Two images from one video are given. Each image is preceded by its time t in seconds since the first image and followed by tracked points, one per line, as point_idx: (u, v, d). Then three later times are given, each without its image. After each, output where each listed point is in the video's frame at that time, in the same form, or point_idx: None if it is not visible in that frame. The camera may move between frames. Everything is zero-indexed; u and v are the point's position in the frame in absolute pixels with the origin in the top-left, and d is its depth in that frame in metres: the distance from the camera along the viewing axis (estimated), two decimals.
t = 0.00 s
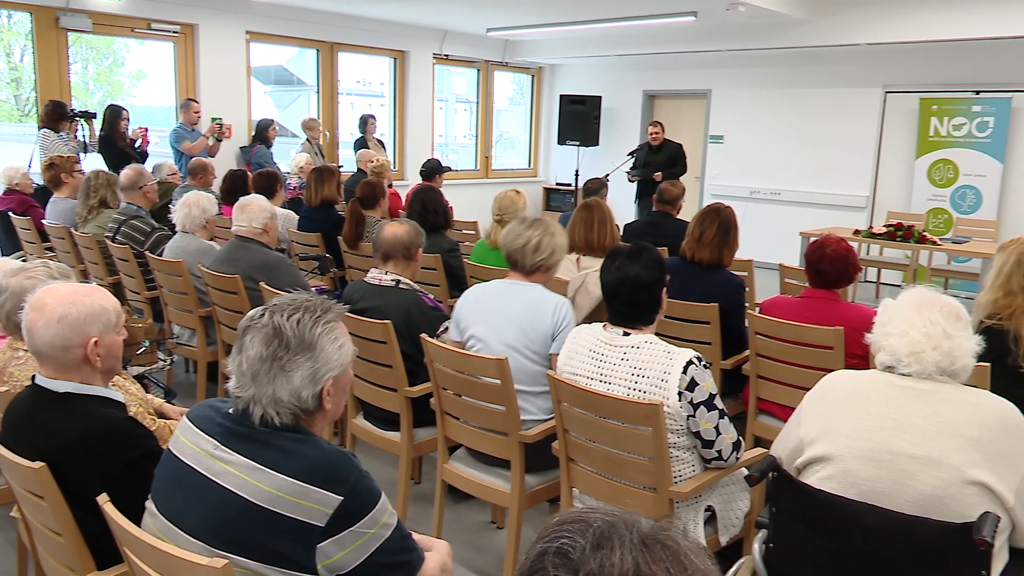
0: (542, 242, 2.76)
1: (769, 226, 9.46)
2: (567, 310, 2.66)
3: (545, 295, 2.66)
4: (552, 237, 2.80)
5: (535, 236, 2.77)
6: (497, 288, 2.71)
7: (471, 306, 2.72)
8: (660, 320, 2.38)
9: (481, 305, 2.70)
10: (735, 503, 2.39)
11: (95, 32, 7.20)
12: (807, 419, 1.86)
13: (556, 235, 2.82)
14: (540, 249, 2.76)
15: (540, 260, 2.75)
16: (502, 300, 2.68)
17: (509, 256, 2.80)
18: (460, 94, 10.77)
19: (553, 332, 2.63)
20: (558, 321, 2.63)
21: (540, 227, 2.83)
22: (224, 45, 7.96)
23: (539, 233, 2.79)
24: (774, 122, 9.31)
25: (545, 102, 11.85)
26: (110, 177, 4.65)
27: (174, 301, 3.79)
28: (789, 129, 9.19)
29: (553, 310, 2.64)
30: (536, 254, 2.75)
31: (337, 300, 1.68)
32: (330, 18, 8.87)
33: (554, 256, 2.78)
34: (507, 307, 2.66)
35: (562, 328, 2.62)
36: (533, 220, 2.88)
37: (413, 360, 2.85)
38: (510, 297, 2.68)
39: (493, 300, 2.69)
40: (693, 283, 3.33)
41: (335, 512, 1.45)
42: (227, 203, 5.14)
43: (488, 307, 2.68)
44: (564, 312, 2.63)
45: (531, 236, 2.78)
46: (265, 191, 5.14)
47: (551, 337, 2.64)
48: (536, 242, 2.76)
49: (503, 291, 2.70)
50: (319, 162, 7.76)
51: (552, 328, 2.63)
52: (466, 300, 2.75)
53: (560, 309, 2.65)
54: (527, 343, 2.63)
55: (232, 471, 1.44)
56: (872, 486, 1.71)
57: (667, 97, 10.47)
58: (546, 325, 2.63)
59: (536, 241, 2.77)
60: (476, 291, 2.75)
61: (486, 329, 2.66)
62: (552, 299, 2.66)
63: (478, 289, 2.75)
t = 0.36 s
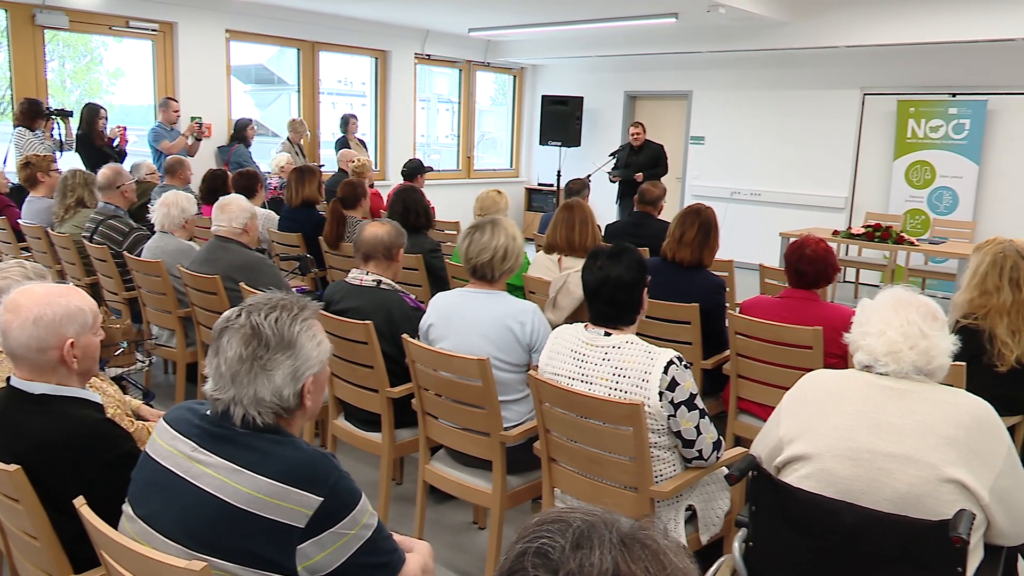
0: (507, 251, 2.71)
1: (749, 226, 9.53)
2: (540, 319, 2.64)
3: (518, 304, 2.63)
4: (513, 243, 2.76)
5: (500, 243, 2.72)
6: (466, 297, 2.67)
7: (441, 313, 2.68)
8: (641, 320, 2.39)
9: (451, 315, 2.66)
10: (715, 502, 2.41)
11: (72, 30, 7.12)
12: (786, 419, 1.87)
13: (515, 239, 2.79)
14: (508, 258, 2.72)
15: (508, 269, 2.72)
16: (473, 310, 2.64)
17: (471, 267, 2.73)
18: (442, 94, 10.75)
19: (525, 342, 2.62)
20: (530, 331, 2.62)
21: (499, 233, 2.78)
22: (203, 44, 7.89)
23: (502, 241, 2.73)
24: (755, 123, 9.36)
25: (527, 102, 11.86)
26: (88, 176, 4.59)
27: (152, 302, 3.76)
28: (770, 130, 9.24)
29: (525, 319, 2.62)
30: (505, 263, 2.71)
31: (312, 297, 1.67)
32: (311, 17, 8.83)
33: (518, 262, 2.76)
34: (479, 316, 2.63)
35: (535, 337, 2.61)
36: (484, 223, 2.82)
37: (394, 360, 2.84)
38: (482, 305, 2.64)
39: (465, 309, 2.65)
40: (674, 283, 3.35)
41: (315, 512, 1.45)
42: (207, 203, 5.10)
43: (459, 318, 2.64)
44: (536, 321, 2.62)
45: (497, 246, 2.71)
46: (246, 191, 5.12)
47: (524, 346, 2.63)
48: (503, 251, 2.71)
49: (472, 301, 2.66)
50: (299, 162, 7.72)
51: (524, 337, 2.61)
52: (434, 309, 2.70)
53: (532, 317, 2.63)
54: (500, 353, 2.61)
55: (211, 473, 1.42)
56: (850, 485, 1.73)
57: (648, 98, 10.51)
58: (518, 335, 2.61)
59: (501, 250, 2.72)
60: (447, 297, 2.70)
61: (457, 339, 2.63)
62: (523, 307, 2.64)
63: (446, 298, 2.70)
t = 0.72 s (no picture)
0: (470, 257, 2.68)
1: (733, 227, 9.58)
2: (510, 323, 2.65)
3: (487, 309, 2.63)
4: (475, 247, 2.72)
5: (463, 252, 2.66)
6: (433, 306, 2.64)
7: (410, 322, 2.66)
8: (625, 320, 2.39)
9: (420, 325, 2.64)
10: (699, 501, 2.42)
11: (52, 28, 7.06)
12: (769, 419, 1.88)
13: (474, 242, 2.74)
14: (473, 264, 2.68)
15: (475, 273, 2.69)
16: (442, 319, 2.62)
17: (435, 278, 2.68)
18: (426, 94, 10.74)
19: (498, 347, 2.62)
20: (501, 337, 2.62)
21: (459, 239, 2.71)
22: (186, 42, 7.84)
23: (465, 248, 2.68)
24: (739, 124, 9.41)
25: (511, 102, 11.86)
26: (69, 176, 4.54)
27: (134, 302, 3.73)
28: (754, 131, 9.29)
29: (494, 324, 2.62)
30: (472, 270, 2.68)
31: (280, 290, 1.68)
32: (296, 17, 8.79)
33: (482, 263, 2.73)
34: (450, 321, 2.61)
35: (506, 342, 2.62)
36: (441, 230, 2.74)
37: (378, 361, 2.84)
38: (452, 311, 2.63)
39: (435, 315, 2.63)
40: (658, 283, 3.36)
41: (298, 511, 1.44)
42: (189, 202, 5.07)
43: (429, 328, 2.61)
44: (507, 325, 2.62)
45: (460, 255, 2.66)
46: (229, 191, 5.09)
47: (496, 351, 2.63)
48: (466, 259, 2.66)
49: (440, 309, 2.64)
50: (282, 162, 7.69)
51: (496, 343, 2.61)
52: (402, 321, 2.67)
53: (502, 323, 2.63)
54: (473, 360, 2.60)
55: (192, 473, 1.41)
56: (831, 484, 1.73)
57: (633, 99, 10.54)
58: (490, 341, 2.61)
59: (464, 257, 2.67)
60: (415, 304, 2.68)
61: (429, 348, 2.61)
62: (492, 313, 2.63)
63: (413, 309, 2.67)
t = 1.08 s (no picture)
0: (437, 259, 2.66)
1: (717, 227, 9.62)
2: (486, 317, 2.64)
3: (462, 306, 2.62)
4: (441, 248, 2.69)
5: (429, 256, 2.64)
6: (406, 310, 2.63)
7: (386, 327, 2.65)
8: (609, 320, 2.40)
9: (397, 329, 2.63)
10: (683, 500, 2.43)
11: (32, 26, 6.99)
12: (751, 418, 1.89)
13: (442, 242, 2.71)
14: (440, 266, 2.66)
15: (443, 275, 2.68)
16: (417, 322, 2.61)
17: (404, 283, 2.68)
18: (411, 94, 10.72)
19: (476, 343, 2.61)
20: (477, 332, 2.61)
21: (425, 241, 2.69)
22: (169, 41, 7.78)
23: (430, 251, 2.66)
24: (724, 125, 9.45)
25: (496, 102, 11.86)
26: (49, 175, 4.50)
27: (115, 302, 3.71)
28: (739, 132, 9.33)
29: (470, 321, 2.61)
30: (439, 272, 2.67)
31: (263, 291, 1.67)
32: (280, 16, 8.75)
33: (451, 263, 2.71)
34: (427, 321, 2.61)
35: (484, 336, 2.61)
36: (407, 233, 2.73)
37: (362, 361, 2.83)
38: (428, 311, 2.62)
39: (409, 319, 2.62)
40: (642, 283, 3.37)
41: (281, 512, 1.44)
42: (172, 202, 5.04)
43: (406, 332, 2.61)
44: (482, 320, 2.62)
45: (425, 259, 2.64)
46: (212, 191, 5.07)
47: (475, 346, 2.62)
48: (432, 262, 2.65)
49: (414, 313, 2.63)
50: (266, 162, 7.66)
51: (473, 339, 2.61)
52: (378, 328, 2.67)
53: (478, 318, 2.62)
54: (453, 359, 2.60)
55: (175, 474, 1.40)
56: (813, 483, 1.75)
57: (618, 100, 10.57)
58: (467, 337, 2.61)
59: (430, 260, 2.65)
60: (389, 310, 2.67)
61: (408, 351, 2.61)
62: (466, 309, 2.62)
63: (387, 314, 2.66)
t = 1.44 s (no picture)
0: (425, 256, 2.66)
1: (704, 228, 9.66)
2: (471, 322, 2.63)
3: (448, 310, 2.62)
4: (429, 247, 2.70)
5: (417, 253, 2.65)
6: (392, 311, 2.63)
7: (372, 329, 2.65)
8: (595, 320, 2.40)
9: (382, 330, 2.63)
10: (669, 500, 2.44)
11: (14, 23, 6.92)
12: (736, 418, 1.90)
13: (430, 241, 2.72)
14: (428, 263, 2.66)
15: (431, 273, 2.68)
16: (402, 324, 2.61)
17: (391, 281, 2.67)
18: (398, 94, 10.70)
19: (461, 347, 2.61)
20: (462, 337, 2.60)
21: (412, 240, 2.69)
22: (153, 40, 7.73)
23: (418, 248, 2.66)
24: (710, 126, 9.49)
25: (483, 102, 11.85)
26: (31, 174, 4.46)
27: (98, 303, 3.68)
28: (725, 133, 9.38)
29: (456, 325, 2.61)
30: (428, 269, 2.66)
31: (278, 301, 1.64)
32: (266, 15, 8.71)
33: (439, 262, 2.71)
34: (412, 323, 2.61)
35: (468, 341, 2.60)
36: (395, 232, 2.73)
37: (348, 362, 2.82)
38: (414, 313, 2.62)
39: (395, 320, 2.62)
40: (628, 283, 3.38)
41: (271, 515, 1.43)
42: (156, 202, 5.01)
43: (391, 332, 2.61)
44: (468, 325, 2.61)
45: (413, 255, 2.64)
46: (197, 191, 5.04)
47: (460, 352, 2.62)
48: (421, 258, 2.65)
49: (400, 315, 2.63)
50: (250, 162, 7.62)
51: (457, 344, 2.60)
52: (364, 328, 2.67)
53: (464, 323, 2.62)
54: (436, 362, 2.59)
55: (165, 474, 1.39)
56: (798, 482, 1.76)
57: (604, 100, 10.59)
58: (453, 342, 2.60)
59: (418, 258, 2.65)
60: (377, 311, 2.67)
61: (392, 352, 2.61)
62: (452, 313, 2.62)
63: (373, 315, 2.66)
